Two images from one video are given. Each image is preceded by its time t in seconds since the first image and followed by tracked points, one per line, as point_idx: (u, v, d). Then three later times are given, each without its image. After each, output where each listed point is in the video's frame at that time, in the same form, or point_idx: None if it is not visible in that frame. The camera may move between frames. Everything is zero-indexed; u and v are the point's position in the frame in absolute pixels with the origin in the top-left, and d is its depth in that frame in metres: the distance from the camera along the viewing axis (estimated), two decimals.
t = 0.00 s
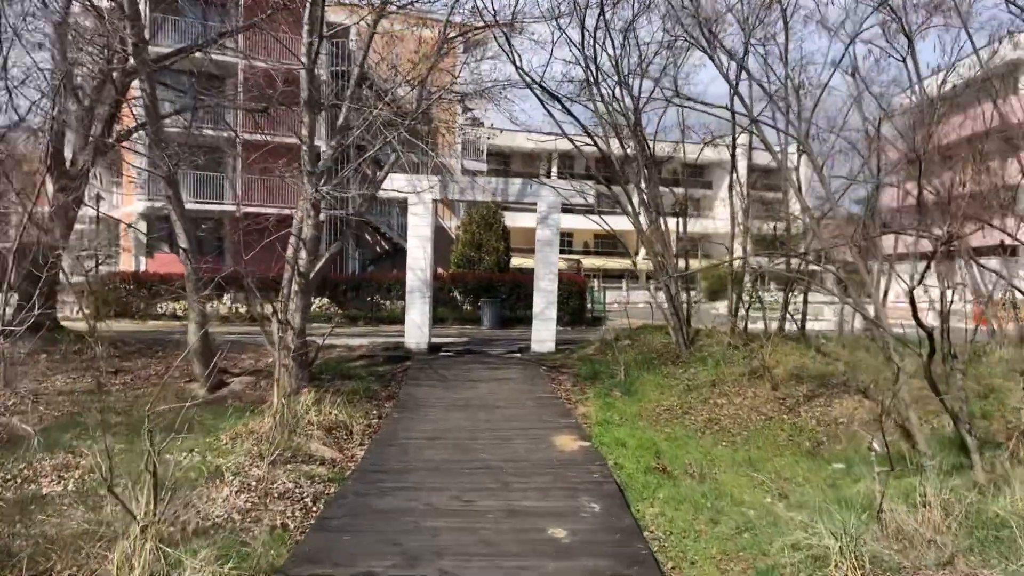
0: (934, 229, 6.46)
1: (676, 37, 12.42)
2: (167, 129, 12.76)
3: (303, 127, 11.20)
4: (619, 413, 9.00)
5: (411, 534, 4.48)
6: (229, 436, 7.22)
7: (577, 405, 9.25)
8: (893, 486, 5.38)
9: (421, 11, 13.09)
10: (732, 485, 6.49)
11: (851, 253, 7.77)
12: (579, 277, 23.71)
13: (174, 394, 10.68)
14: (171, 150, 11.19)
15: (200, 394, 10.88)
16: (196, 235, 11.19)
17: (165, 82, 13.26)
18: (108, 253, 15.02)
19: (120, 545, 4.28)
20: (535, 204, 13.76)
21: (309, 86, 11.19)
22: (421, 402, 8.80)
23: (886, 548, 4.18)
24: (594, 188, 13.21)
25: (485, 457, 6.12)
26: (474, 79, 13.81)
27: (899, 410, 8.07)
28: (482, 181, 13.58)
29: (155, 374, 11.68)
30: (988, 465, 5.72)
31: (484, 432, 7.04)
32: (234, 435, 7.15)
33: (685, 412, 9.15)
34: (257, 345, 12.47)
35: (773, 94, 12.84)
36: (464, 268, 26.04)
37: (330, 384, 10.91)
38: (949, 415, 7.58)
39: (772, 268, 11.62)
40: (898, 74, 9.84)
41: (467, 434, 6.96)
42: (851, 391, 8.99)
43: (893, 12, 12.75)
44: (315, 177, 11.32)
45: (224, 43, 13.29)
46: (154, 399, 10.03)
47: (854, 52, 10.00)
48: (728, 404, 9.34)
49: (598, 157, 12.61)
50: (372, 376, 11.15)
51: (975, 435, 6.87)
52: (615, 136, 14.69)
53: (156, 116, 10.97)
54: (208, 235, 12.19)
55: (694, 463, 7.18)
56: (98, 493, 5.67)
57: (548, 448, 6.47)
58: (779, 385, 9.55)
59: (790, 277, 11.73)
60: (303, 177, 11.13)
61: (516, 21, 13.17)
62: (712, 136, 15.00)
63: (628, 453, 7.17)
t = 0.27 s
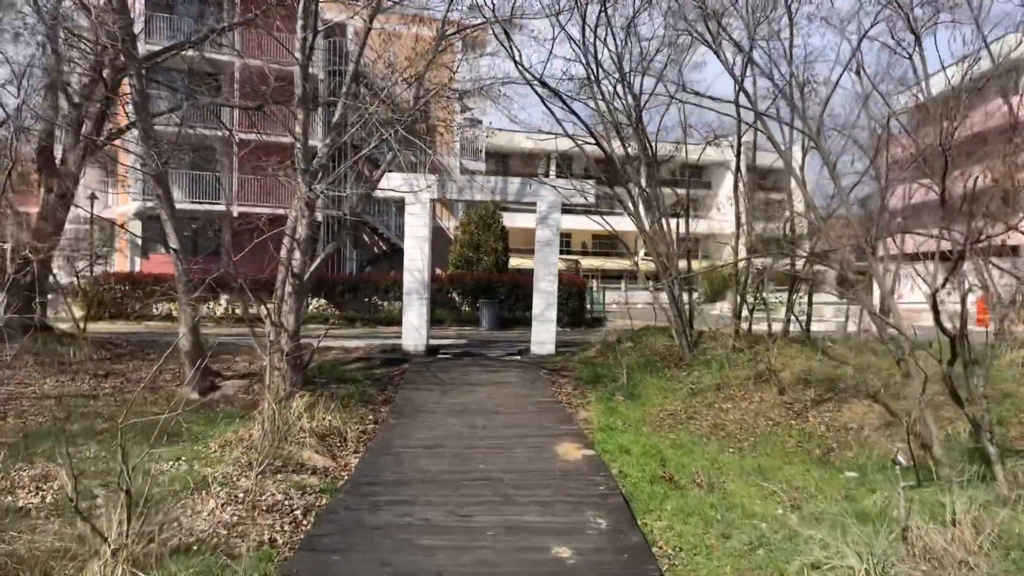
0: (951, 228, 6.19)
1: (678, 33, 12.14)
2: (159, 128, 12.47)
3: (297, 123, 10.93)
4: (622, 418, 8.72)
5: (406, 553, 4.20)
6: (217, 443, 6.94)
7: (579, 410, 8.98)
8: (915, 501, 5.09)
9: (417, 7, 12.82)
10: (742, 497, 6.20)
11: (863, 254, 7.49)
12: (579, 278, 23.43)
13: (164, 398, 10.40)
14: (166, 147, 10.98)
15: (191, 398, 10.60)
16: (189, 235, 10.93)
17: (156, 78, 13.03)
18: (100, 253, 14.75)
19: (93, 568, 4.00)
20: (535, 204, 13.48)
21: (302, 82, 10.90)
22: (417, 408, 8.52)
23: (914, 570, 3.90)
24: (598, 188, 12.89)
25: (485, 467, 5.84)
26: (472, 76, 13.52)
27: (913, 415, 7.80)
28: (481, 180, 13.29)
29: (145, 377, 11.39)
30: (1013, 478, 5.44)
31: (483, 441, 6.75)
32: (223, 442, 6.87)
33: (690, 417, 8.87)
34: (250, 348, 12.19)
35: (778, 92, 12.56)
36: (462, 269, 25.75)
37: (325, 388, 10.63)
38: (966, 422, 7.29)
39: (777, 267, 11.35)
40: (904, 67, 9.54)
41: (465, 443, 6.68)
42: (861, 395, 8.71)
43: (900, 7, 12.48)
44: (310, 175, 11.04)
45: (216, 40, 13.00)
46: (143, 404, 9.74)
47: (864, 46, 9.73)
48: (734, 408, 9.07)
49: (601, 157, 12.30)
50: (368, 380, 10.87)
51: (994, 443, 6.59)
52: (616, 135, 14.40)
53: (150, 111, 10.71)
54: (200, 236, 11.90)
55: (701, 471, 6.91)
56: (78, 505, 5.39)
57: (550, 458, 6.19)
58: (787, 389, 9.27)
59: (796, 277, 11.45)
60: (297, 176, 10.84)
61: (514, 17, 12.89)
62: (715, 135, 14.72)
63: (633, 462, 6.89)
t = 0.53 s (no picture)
0: (973, 220, 5.87)
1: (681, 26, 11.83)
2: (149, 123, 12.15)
3: (290, 115, 10.61)
4: (626, 421, 8.41)
5: (400, 569, 3.88)
6: (203, 447, 6.62)
7: (581, 412, 8.66)
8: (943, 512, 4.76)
9: None
10: (756, 504, 5.88)
11: (877, 248, 7.17)
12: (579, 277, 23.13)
13: (152, 399, 10.07)
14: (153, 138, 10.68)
15: (180, 399, 10.28)
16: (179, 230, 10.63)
17: (145, 70, 12.73)
18: (91, 251, 14.42)
19: None
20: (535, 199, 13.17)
21: (295, 74, 10.58)
22: (413, 410, 8.20)
23: None
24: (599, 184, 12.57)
25: (484, 474, 5.52)
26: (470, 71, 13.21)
27: (930, 417, 7.49)
28: (479, 175, 12.97)
29: (134, 377, 11.07)
30: None
31: (482, 445, 6.43)
32: (209, 446, 6.55)
33: (697, 420, 8.56)
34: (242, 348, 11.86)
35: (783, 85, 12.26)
36: (460, 268, 25.46)
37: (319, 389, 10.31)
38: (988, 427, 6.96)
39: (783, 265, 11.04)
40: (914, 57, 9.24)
41: (463, 447, 6.36)
42: (874, 396, 8.40)
43: None
44: (303, 170, 10.72)
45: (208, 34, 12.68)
46: (129, 405, 9.42)
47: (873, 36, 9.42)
48: (742, 411, 8.76)
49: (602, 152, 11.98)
50: (363, 381, 10.54)
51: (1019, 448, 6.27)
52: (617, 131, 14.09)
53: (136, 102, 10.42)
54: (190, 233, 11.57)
55: (710, 477, 6.59)
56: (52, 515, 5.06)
57: (553, 463, 5.87)
58: (797, 390, 8.96)
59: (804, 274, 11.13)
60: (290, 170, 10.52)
61: (513, 9, 12.57)
62: (718, 131, 14.42)
63: (639, 467, 6.57)
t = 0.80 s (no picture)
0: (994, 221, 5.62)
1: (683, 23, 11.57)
2: (140, 123, 11.89)
3: (283, 113, 10.36)
4: (628, 427, 8.16)
5: None
6: (190, 456, 6.37)
7: (581, 418, 8.41)
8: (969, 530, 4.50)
9: None
10: (765, 517, 5.62)
11: (888, 250, 6.93)
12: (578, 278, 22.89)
13: (142, 404, 9.82)
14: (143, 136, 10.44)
15: (171, 404, 10.03)
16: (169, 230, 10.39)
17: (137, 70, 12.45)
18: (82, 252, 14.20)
19: None
20: (534, 199, 12.91)
21: (288, 71, 10.32)
22: (409, 416, 7.96)
23: None
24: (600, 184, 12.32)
25: (482, 486, 5.28)
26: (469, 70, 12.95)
27: (942, 424, 7.25)
28: (477, 174, 12.71)
29: (124, 381, 10.85)
30: None
31: (480, 454, 6.18)
32: (197, 455, 6.30)
33: (701, 426, 8.31)
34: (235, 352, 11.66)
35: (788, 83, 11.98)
36: (458, 269, 25.21)
37: (313, 394, 10.06)
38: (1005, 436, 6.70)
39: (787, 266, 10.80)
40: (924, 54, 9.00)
41: (460, 457, 6.12)
42: (884, 402, 8.16)
43: None
44: (297, 169, 10.44)
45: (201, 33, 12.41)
46: (117, 411, 9.16)
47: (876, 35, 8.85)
48: (747, 417, 8.52)
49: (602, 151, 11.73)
50: (358, 385, 10.31)
51: None
52: (617, 131, 13.82)
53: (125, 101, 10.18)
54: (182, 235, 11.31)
55: (717, 487, 6.35)
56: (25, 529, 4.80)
57: (554, 474, 5.62)
58: (803, 395, 8.72)
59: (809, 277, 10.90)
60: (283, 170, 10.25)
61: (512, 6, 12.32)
62: (719, 131, 14.16)
63: (643, 476, 6.33)
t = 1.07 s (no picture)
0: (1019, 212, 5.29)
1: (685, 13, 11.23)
2: (126, 116, 11.54)
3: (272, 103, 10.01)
4: (630, 428, 7.85)
5: None
6: (171, 460, 6.05)
7: (581, 420, 8.10)
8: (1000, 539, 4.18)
9: None
10: (778, 525, 5.29)
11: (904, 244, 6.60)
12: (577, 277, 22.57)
13: (126, 405, 9.49)
14: (128, 128, 10.15)
15: (157, 405, 9.70)
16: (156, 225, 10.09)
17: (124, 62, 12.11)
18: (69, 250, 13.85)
19: None
20: (533, 194, 12.58)
21: (278, 61, 9.98)
22: (403, 417, 7.63)
23: None
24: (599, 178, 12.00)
25: (478, 492, 4.96)
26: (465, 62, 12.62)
27: (959, 426, 6.93)
28: (474, 169, 12.38)
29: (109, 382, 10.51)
30: None
31: (476, 458, 5.86)
32: (177, 459, 5.98)
33: (706, 428, 7.99)
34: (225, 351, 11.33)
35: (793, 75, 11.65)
36: (456, 268, 24.88)
37: (304, 395, 9.73)
38: None
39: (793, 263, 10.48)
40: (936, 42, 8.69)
41: (455, 460, 5.80)
42: (896, 403, 7.84)
43: None
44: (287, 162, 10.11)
45: (188, 24, 12.06)
46: (100, 412, 8.83)
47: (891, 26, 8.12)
48: (754, 418, 8.20)
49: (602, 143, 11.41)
50: (351, 386, 9.98)
51: None
52: (617, 126, 13.48)
53: (108, 91, 9.88)
54: (169, 231, 10.96)
55: (725, 491, 6.03)
56: None
57: (554, 479, 5.30)
58: (812, 396, 8.41)
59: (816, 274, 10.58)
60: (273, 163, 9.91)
61: None
62: (721, 126, 13.84)
63: (647, 481, 6.02)
